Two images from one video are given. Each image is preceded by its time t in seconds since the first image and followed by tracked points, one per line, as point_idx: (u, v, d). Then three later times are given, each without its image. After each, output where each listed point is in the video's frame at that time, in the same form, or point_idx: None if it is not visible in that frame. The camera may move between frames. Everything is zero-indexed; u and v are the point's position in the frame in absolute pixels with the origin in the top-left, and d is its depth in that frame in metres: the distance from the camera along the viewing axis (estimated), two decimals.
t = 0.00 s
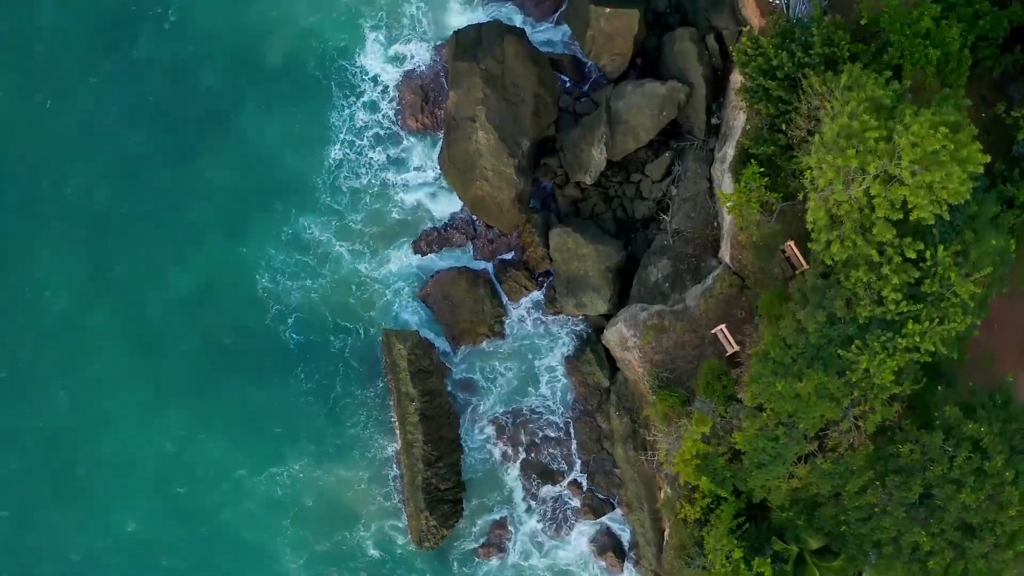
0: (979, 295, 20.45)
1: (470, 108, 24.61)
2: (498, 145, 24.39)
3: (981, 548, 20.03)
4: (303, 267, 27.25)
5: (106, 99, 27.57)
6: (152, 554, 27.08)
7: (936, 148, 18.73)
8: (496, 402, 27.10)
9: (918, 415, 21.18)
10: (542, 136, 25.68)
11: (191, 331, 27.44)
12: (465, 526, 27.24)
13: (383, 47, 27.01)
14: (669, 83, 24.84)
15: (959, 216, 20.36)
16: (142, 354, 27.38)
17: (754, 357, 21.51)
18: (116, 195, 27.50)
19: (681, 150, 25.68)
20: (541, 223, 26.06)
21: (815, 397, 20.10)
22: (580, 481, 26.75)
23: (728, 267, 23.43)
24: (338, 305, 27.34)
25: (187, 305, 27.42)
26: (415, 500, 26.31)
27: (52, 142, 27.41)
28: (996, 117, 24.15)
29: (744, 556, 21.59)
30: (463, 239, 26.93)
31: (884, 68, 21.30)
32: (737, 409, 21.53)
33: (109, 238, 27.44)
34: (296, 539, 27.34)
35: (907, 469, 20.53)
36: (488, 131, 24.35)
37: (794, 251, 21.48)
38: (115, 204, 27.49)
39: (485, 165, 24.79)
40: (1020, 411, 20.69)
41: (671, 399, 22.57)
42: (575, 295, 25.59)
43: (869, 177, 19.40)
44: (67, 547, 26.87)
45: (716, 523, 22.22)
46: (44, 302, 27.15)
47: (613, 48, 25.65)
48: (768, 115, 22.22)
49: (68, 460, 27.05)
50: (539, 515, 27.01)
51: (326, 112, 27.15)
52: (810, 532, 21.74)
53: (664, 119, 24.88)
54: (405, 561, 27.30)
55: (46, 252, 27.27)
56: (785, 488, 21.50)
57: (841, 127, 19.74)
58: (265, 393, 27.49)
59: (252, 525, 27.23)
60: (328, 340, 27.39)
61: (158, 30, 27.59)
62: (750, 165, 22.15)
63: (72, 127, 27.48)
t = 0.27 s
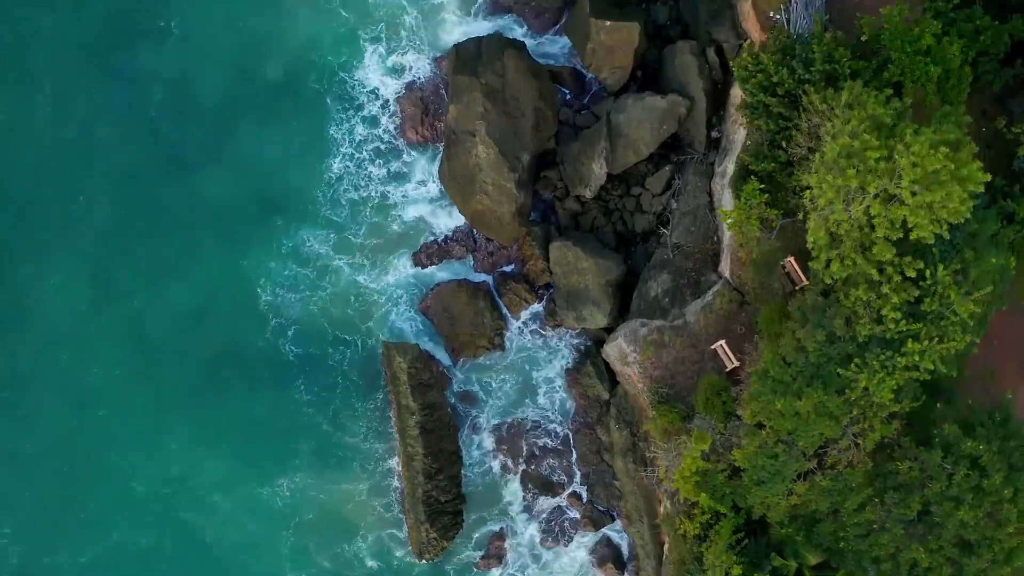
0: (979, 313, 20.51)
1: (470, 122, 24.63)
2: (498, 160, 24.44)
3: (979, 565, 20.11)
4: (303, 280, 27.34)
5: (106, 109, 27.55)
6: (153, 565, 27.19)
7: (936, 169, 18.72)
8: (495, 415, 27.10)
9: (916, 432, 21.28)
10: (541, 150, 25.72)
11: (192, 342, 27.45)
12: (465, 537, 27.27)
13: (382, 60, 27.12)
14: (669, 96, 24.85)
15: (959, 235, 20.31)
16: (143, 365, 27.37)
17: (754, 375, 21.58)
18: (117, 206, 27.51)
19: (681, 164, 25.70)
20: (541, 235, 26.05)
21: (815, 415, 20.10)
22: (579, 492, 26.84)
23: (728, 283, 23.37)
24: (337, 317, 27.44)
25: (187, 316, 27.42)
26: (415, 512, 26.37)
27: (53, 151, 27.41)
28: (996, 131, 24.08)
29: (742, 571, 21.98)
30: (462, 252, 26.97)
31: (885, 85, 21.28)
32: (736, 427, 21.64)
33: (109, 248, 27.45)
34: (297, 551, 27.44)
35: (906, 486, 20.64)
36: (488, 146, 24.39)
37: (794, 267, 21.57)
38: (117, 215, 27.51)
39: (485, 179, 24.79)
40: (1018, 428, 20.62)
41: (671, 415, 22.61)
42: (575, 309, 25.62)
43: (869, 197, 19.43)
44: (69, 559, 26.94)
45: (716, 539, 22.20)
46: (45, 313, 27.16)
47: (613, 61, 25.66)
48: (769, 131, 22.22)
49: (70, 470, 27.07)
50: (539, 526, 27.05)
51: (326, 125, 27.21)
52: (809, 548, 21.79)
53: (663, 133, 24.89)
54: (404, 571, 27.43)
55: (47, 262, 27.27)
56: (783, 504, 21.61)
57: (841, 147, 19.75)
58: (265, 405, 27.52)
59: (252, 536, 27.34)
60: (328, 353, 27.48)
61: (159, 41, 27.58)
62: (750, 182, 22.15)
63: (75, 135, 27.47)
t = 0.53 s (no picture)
0: (978, 331, 20.54)
1: (470, 136, 24.60)
2: (498, 174, 24.45)
3: None
4: (303, 292, 27.36)
5: (107, 120, 27.54)
6: None
7: (936, 189, 18.75)
8: (495, 427, 27.07)
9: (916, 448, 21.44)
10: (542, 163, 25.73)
11: (192, 353, 27.46)
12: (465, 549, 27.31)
13: (382, 72, 27.17)
14: (669, 109, 24.83)
15: (959, 253, 20.30)
16: (144, 375, 27.40)
17: (753, 394, 21.70)
18: (118, 217, 27.51)
19: (681, 178, 25.70)
20: (541, 248, 26.03)
21: (814, 433, 20.13)
22: (580, 504, 26.85)
23: (728, 298, 23.42)
24: (337, 330, 27.43)
25: (187, 327, 27.44)
26: (416, 524, 26.47)
27: (54, 161, 27.40)
28: (997, 146, 24.08)
29: None
30: (463, 264, 27.04)
31: (886, 103, 21.28)
32: (734, 444, 21.86)
33: (110, 259, 27.45)
34: (297, 561, 27.53)
35: (905, 503, 20.67)
36: (488, 160, 24.40)
37: (794, 283, 21.62)
38: (117, 226, 27.52)
39: (485, 194, 24.81)
40: (1017, 445, 20.59)
41: (671, 430, 22.66)
42: (575, 322, 25.64)
43: (869, 217, 19.44)
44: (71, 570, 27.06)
45: (715, 555, 22.29)
46: (45, 324, 27.17)
47: (614, 75, 25.68)
48: (769, 147, 22.19)
49: (71, 480, 27.14)
50: (539, 538, 27.04)
51: (327, 137, 27.25)
52: (808, 564, 21.99)
53: (664, 146, 24.81)
54: None
55: (48, 273, 27.26)
56: (783, 521, 21.56)
57: (842, 167, 19.64)
58: (266, 417, 27.55)
59: (252, 547, 27.43)
60: (327, 365, 27.50)
61: (160, 52, 27.56)
62: (751, 198, 22.14)
63: (76, 146, 27.47)
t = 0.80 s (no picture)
0: (978, 349, 20.57)
1: (470, 151, 24.61)
2: (498, 189, 24.44)
3: None
4: (303, 304, 27.37)
5: (107, 131, 27.52)
6: None
7: (936, 209, 18.76)
8: (495, 440, 27.13)
9: (914, 464, 21.51)
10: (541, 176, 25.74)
11: (193, 365, 27.50)
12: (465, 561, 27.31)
13: (382, 85, 27.17)
14: (669, 124, 24.84)
15: (959, 272, 20.32)
16: (144, 386, 27.42)
17: (752, 412, 21.68)
18: (119, 228, 27.50)
19: (681, 191, 25.74)
20: (541, 261, 26.09)
21: (813, 451, 20.15)
22: (580, 516, 27.01)
23: (727, 313, 23.50)
24: (337, 343, 27.47)
25: (188, 338, 27.45)
26: (416, 536, 26.56)
27: (54, 172, 27.37)
28: (997, 160, 24.08)
29: None
30: (463, 277, 27.06)
31: (886, 121, 21.28)
32: (734, 463, 21.81)
33: (110, 270, 27.45)
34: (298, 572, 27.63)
35: (903, 520, 20.80)
36: (488, 175, 24.39)
37: (794, 299, 21.65)
38: (118, 237, 27.51)
39: (485, 209, 24.80)
40: (1016, 462, 20.59)
41: (671, 445, 22.70)
42: (575, 336, 25.67)
43: (869, 236, 19.43)
44: None
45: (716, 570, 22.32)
46: (47, 335, 27.20)
47: (614, 88, 25.65)
48: (769, 163, 22.21)
49: (73, 491, 27.18)
50: (539, 549, 27.11)
51: (327, 149, 27.23)
52: None
53: (664, 160, 24.81)
54: None
55: (49, 284, 27.29)
56: (782, 537, 21.57)
57: (841, 186, 19.73)
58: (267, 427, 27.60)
59: (253, 558, 27.50)
60: (328, 377, 27.56)
61: (160, 64, 27.52)
62: (751, 215, 22.17)
63: (76, 157, 27.45)
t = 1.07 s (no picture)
0: (977, 366, 20.62)
1: (470, 165, 24.60)
2: (498, 203, 24.44)
3: None
4: (303, 316, 27.37)
5: (107, 142, 27.47)
6: None
7: (937, 229, 18.78)
8: (495, 453, 27.21)
9: (913, 480, 21.63)
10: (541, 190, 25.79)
11: (193, 376, 27.49)
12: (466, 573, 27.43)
13: (382, 97, 27.16)
14: (669, 137, 24.83)
15: (959, 290, 20.35)
16: (145, 397, 27.43)
17: (751, 430, 21.72)
18: (119, 239, 27.49)
19: (682, 205, 25.74)
20: (541, 274, 26.13)
21: (812, 469, 20.15)
22: (580, 527, 27.10)
23: (728, 328, 23.49)
24: (337, 355, 27.48)
25: (188, 349, 27.45)
26: (417, 547, 26.68)
27: (53, 183, 27.33)
28: (997, 175, 24.08)
29: None
30: (463, 289, 27.08)
31: (886, 138, 21.26)
32: (733, 480, 21.88)
33: (110, 281, 27.44)
34: None
35: (902, 537, 20.90)
36: (488, 189, 24.39)
37: (794, 314, 21.69)
38: (118, 248, 27.49)
39: (485, 223, 24.81)
40: (1014, 479, 20.67)
41: (671, 461, 22.88)
42: (575, 349, 25.71)
43: (869, 255, 19.44)
44: None
45: None
46: (47, 346, 27.24)
47: (614, 101, 25.61)
48: (769, 180, 22.20)
49: (75, 502, 27.27)
50: (539, 561, 27.21)
51: (327, 161, 27.23)
52: None
53: (664, 174, 24.81)
54: None
55: (50, 296, 27.31)
56: (781, 554, 21.53)
57: (841, 206, 19.70)
58: (266, 439, 27.58)
59: (254, 568, 27.60)
60: (327, 390, 27.52)
61: (160, 75, 27.49)
62: (751, 231, 22.17)
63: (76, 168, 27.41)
